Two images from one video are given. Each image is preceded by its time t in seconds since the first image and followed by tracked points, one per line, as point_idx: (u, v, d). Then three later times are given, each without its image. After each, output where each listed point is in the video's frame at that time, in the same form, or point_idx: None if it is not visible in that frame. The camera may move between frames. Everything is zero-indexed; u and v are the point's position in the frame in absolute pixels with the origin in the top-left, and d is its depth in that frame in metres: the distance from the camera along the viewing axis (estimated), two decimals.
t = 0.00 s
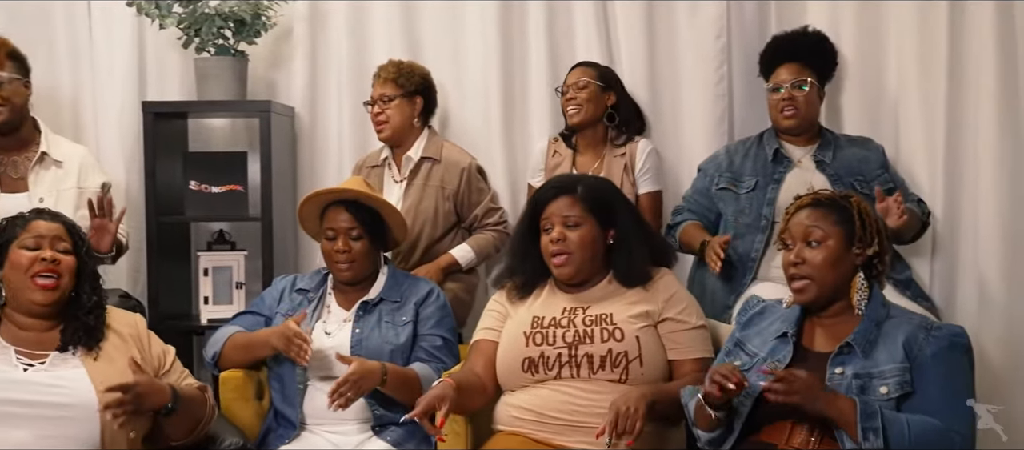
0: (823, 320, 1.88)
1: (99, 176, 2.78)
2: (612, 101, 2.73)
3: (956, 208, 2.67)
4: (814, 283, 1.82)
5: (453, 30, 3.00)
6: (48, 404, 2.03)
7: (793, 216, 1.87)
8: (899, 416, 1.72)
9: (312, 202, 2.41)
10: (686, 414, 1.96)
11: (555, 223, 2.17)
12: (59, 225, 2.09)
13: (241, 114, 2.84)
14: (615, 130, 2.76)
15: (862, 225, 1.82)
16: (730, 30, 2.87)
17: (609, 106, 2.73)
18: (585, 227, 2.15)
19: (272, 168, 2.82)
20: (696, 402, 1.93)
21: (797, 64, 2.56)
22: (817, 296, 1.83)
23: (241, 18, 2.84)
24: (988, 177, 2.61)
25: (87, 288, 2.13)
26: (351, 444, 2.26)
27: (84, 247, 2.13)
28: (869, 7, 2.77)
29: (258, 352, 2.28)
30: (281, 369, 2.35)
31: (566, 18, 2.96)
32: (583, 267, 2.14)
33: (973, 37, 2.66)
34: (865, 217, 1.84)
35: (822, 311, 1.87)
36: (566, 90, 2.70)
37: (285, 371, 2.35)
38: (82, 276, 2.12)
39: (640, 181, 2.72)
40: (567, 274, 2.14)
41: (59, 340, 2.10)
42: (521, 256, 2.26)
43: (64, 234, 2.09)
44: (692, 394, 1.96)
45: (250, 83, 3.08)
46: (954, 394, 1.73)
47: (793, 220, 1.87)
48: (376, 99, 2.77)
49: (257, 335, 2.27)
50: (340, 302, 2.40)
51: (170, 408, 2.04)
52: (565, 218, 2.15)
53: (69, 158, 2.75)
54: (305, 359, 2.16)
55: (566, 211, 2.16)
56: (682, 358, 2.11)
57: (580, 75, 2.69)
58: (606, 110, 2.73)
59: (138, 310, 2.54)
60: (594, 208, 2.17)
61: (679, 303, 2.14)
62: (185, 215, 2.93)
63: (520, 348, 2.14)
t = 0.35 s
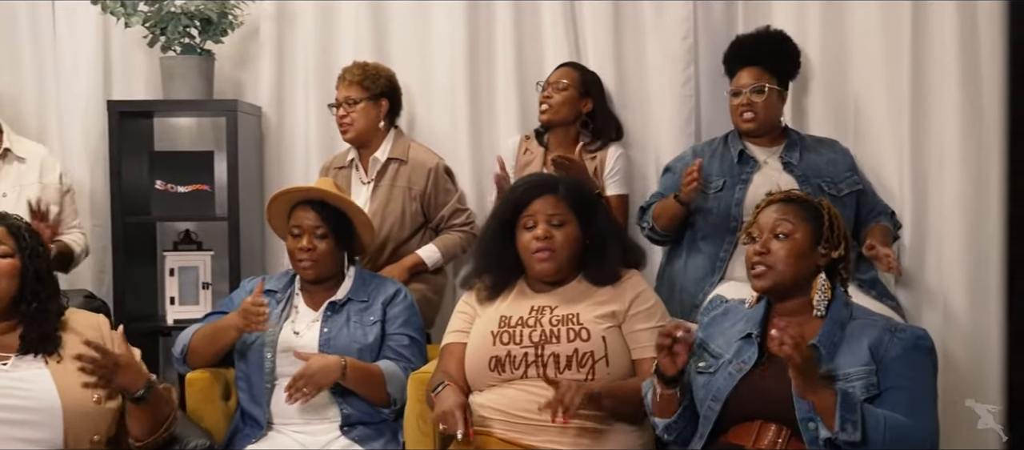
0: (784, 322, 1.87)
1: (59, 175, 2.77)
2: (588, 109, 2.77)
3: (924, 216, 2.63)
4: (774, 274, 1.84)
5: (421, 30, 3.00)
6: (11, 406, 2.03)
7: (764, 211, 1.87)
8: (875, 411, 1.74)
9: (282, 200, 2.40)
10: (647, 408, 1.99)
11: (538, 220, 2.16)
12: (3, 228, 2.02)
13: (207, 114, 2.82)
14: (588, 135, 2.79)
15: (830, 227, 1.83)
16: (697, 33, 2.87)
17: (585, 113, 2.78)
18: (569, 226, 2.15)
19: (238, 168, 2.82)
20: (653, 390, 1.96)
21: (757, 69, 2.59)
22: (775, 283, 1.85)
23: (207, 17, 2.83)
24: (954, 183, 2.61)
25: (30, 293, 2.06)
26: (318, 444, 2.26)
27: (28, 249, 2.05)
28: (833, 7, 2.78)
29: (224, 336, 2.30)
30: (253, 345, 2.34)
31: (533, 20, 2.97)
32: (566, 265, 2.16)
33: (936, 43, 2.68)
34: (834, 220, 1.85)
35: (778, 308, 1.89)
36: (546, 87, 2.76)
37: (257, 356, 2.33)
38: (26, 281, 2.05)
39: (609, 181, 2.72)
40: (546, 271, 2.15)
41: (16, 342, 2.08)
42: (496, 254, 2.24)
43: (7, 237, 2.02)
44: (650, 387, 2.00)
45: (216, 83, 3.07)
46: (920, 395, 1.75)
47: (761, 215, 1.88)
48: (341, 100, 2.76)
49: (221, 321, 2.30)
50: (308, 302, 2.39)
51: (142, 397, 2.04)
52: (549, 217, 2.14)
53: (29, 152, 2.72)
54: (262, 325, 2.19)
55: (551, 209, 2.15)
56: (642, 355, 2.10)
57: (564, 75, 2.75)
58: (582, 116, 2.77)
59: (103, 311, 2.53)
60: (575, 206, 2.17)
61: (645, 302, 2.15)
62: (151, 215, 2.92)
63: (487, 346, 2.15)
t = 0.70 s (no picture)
0: (740, 317, 1.89)
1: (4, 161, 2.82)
2: (536, 113, 2.76)
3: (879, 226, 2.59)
4: (731, 272, 1.85)
5: (383, 30, 2.99)
6: None
7: (723, 205, 1.87)
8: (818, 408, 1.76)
9: (239, 195, 2.37)
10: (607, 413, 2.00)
11: (507, 217, 2.16)
12: None
13: (166, 112, 2.80)
14: (536, 136, 2.78)
15: (789, 225, 1.83)
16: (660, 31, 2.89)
17: (533, 116, 2.77)
18: (539, 225, 2.17)
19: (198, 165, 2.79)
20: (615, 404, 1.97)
21: (723, 65, 2.60)
22: (733, 278, 1.86)
23: (166, 15, 2.80)
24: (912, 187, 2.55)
25: None
26: (279, 445, 2.26)
27: None
28: (793, 7, 2.81)
29: (189, 346, 2.25)
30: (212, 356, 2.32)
31: (494, 19, 2.96)
32: (533, 264, 2.17)
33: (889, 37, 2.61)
34: (793, 219, 1.84)
35: (737, 307, 1.89)
36: (500, 85, 2.70)
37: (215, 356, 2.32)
38: None
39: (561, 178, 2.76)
40: (516, 271, 2.16)
41: None
42: (462, 252, 2.22)
43: None
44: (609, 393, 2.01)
45: (176, 81, 3.04)
46: (869, 386, 1.77)
47: (721, 209, 1.87)
48: (307, 95, 2.75)
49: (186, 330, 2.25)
50: (267, 301, 2.38)
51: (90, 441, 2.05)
52: (519, 216, 2.15)
53: None
54: (240, 340, 2.17)
55: (520, 208, 2.16)
56: (594, 347, 2.10)
57: (517, 74, 2.70)
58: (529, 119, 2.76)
59: (59, 311, 2.50)
60: (544, 206, 2.18)
61: (602, 296, 2.15)
62: (109, 214, 2.89)
63: (446, 345, 2.14)
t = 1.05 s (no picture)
0: (706, 321, 1.91)
1: None
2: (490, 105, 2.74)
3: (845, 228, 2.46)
4: (697, 273, 1.88)
5: (351, 30, 2.98)
6: None
7: (691, 207, 1.86)
8: (781, 421, 1.81)
9: (202, 198, 2.35)
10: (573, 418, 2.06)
11: (473, 217, 2.13)
12: None
13: (132, 111, 2.78)
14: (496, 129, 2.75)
15: (755, 227, 1.83)
16: (627, 31, 2.84)
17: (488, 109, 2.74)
18: (505, 224, 2.13)
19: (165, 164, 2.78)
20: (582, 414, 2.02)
21: (691, 65, 2.61)
22: (699, 283, 1.88)
23: (132, 13, 2.80)
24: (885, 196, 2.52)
25: None
26: (247, 445, 2.26)
27: None
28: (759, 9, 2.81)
29: (165, 359, 2.24)
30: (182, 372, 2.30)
31: (462, 19, 2.97)
32: (500, 262, 2.16)
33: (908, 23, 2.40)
34: (759, 221, 1.85)
35: (702, 310, 1.91)
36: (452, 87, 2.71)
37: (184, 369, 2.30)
38: None
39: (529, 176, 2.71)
40: (482, 270, 2.15)
41: None
42: (428, 253, 2.17)
43: None
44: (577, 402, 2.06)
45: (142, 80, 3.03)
46: (834, 394, 1.80)
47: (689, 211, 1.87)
48: (274, 96, 2.77)
49: (161, 342, 2.24)
50: (233, 302, 2.37)
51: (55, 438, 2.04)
52: (484, 215, 2.12)
53: None
54: (223, 365, 2.20)
55: (486, 208, 2.12)
56: (564, 346, 2.12)
57: (463, 74, 2.72)
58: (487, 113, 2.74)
59: (25, 312, 2.48)
60: (512, 205, 2.13)
61: (571, 295, 2.17)
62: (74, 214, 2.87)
63: (416, 345, 2.14)
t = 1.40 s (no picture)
0: (709, 317, 1.91)
1: None
2: (511, 103, 2.75)
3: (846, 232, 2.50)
4: (701, 268, 1.85)
5: (352, 29, 2.97)
6: None
7: (694, 205, 1.86)
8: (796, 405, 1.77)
9: (201, 196, 2.35)
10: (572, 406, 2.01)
11: (472, 217, 2.16)
12: None
13: (134, 110, 2.78)
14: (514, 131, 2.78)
15: (759, 225, 1.83)
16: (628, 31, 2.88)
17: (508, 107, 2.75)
18: (504, 223, 2.16)
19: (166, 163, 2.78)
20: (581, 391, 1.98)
21: (687, 68, 2.60)
22: (704, 277, 1.86)
23: (133, 12, 2.80)
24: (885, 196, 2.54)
25: None
26: (247, 445, 2.25)
27: None
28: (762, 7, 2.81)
29: (160, 334, 2.26)
30: (182, 342, 2.30)
31: (464, 18, 2.94)
32: (499, 264, 2.17)
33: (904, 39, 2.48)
34: (762, 219, 1.85)
35: (706, 307, 1.91)
36: (467, 89, 2.73)
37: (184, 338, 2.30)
38: None
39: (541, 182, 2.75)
40: (481, 270, 2.15)
41: None
42: (428, 251, 2.20)
43: None
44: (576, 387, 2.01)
45: (143, 79, 3.02)
46: (838, 387, 1.78)
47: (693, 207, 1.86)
48: (277, 94, 2.74)
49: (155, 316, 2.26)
50: (235, 302, 2.35)
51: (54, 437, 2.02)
52: (483, 214, 2.15)
53: None
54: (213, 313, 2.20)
55: (486, 207, 2.15)
56: (572, 353, 2.13)
57: (481, 73, 2.72)
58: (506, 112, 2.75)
59: (26, 311, 2.48)
60: (510, 205, 2.17)
61: (575, 299, 2.17)
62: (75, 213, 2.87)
63: (419, 345, 2.14)
